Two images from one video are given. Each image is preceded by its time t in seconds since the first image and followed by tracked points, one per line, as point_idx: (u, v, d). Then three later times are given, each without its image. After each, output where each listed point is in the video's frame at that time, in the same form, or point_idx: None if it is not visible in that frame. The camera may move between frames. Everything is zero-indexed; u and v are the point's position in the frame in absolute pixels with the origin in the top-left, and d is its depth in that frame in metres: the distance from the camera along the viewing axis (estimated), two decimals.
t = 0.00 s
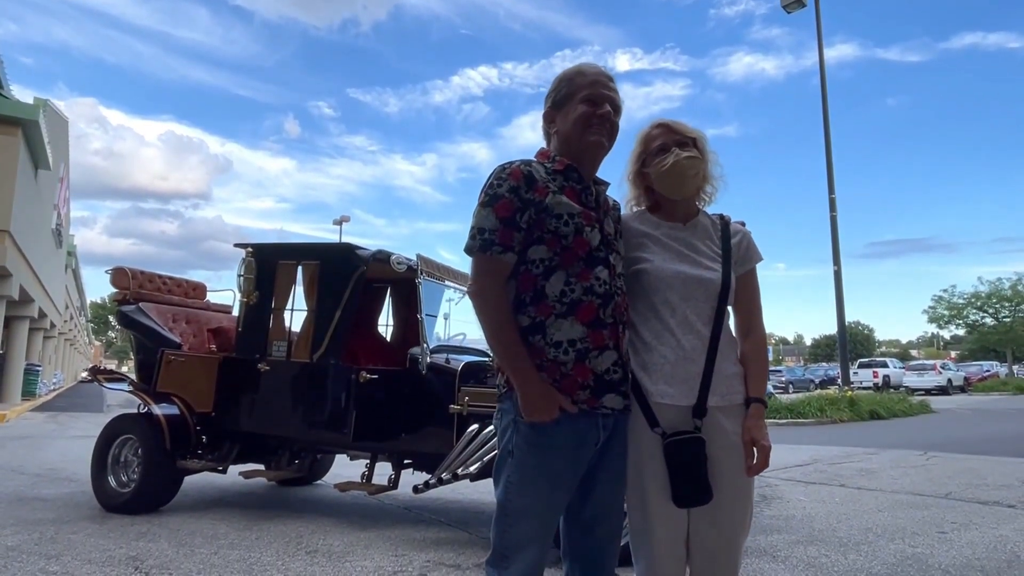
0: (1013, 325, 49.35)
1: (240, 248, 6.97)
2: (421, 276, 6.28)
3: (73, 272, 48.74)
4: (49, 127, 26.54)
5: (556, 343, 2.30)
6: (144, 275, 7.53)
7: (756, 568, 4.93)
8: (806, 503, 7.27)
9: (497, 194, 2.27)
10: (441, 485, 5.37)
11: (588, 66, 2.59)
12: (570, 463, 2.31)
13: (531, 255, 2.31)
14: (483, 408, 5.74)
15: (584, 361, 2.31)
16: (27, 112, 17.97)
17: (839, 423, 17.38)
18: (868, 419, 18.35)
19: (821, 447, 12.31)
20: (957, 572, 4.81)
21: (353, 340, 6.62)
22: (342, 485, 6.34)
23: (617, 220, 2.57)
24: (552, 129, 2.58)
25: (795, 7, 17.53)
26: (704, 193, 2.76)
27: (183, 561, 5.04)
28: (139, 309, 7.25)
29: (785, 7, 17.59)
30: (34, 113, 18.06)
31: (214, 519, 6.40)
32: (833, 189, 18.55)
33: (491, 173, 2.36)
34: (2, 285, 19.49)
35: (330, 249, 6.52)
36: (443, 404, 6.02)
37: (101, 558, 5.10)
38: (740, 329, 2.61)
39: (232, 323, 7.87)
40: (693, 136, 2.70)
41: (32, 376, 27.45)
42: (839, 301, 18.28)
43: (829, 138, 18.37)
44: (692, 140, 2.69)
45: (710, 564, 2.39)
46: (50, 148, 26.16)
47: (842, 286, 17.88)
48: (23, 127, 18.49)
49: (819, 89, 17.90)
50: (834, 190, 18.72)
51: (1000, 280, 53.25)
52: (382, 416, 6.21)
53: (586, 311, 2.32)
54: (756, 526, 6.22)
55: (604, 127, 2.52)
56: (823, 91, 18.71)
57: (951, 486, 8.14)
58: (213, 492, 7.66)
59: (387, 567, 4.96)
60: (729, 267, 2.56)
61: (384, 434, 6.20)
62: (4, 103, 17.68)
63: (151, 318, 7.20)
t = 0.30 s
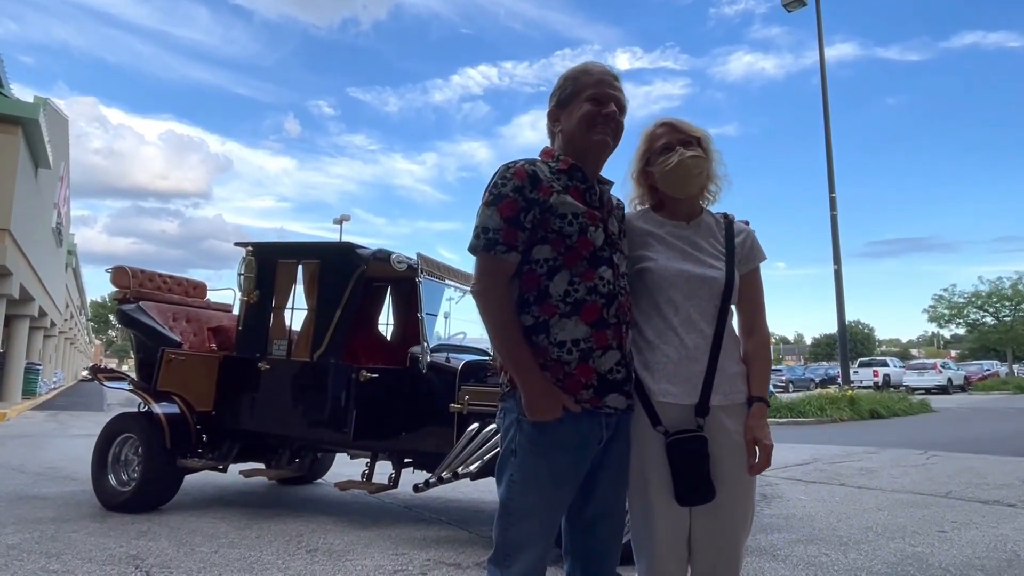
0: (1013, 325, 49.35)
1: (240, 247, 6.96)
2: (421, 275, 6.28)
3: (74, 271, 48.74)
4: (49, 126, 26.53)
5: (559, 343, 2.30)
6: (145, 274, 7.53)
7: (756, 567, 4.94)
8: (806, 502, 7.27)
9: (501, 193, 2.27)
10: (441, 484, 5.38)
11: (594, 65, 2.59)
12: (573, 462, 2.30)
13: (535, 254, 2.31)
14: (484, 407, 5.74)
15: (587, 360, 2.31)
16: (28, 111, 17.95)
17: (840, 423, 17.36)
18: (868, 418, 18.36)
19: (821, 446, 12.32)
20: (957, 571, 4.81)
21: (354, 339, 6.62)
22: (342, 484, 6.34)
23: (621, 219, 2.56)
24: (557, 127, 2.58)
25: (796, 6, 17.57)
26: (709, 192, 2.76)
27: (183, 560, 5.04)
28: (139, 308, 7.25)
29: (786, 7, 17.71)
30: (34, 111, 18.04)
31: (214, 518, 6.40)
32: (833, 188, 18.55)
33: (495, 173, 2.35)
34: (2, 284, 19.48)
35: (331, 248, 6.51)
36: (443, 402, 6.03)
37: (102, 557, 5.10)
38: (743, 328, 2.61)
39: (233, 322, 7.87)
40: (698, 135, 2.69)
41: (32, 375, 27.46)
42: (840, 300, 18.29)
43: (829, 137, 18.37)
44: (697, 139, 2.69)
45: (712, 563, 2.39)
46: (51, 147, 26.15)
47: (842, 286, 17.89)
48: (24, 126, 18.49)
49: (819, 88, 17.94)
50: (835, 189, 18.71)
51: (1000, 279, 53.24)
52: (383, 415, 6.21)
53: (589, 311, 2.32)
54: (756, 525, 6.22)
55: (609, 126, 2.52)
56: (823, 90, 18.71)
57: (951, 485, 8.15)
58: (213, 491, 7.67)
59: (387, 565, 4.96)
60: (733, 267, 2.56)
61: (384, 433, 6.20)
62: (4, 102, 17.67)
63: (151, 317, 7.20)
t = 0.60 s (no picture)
0: (1014, 324, 49.35)
1: (240, 246, 6.96)
2: (421, 274, 6.29)
3: (74, 270, 48.74)
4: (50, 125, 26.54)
5: (562, 342, 2.30)
6: (145, 273, 7.53)
7: (756, 566, 4.94)
8: (806, 501, 7.28)
9: (504, 193, 2.27)
10: (441, 483, 5.39)
11: (599, 64, 2.59)
12: (575, 461, 2.31)
13: (538, 254, 2.31)
14: (483, 406, 5.74)
15: (590, 360, 2.31)
16: (29, 110, 17.96)
17: (840, 422, 17.35)
18: (868, 417, 18.37)
19: (821, 445, 12.32)
20: (957, 570, 4.81)
21: (354, 338, 6.62)
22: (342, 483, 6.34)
23: (624, 219, 2.56)
24: (561, 126, 2.57)
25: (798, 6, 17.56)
26: (711, 192, 2.76)
27: (183, 559, 5.04)
28: (140, 307, 7.25)
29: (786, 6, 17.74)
30: (35, 109, 18.05)
31: (215, 517, 6.40)
32: (833, 187, 18.56)
33: (499, 172, 2.35)
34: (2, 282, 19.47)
35: (331, 247, 6.52)
36: (443, 401, 6.03)
37: (102, 556, 5.10)
38: (745, 328, 2.61)
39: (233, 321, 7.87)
40: (701, 135, 2.69)
41: (33, 373, 27.45)
42: (840, 299, 18.30)
43: (829, 137, 18.39)
44: (701, 139, 2.68)
45: (711, 562, 2.39)
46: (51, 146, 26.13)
47: (842, 285, 17.90)
48: (24, 125, 18.48)
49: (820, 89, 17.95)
50: (835, 189, 18.70)
51: (1000, 278, 53.22)
52: (383, 414, 6.22)
53: (592, 311, 2.32)
54: (756, 524, 6.22)
55: (613, 126, 2.52)
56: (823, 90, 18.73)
57: (951, 484, 8.15)
58: (213, 489, 7.67)
59: (388, 564, 4.97)
60: (735, 266, 2.56)
61: (384, 432, 6.21)
62: (5, 101, 17.67)
63: (151, 315, 7.20)
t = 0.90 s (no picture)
0: (1014, 324, 49.33)
1: (241, 245, 6.97)
2: (422, 273, 6.29)
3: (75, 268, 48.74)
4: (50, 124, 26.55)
5: (562, 341, 2.30)
6: (145, 272, 7.53)
7: (756, 565, 4.94)
8: (806, 500, 7.27)
9: (505, 192, 2.27)
10: (441, 482, 5.40)
11: (600, 64, 2.58)
12: (576, 460, 2.31)
13: (539, 253, 2.31)
14: (484, 405, 5.74)
15: (590, 359, 2.31)
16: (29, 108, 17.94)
17: (840, 421, 17.34)
18: (868, 416, 18.36)
19: (822, 444, 12.32)
20: (957, 569, 4.81)
21: (355, 337, 6.62)
22: (342, 482, 6.33)
23: (624, 218, 2.56)
24: (562, 126, 2.57)
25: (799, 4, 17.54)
26: (711, 192, 2.76)
27: (184, 557, 5.04)
28: (140, 306, 7.25)
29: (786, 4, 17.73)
30: (35, 108, 18.05)
31: (216, 516, 6.40)
32: (834, 186, 18.56)
33: (500, 171, 2.35)
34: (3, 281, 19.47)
35: (331, 246, 6.51)
36: (443, 401, 6.03)
37: (102, 554, 5.11)
38: (745, 328, 2.61)
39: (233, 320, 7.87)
40: (702, 135, 2.69)
41: (33, 372, 27.47)
42: (840, 298, 18.30)
43: (829, 136, 18.39)
44: (701, 139, 2.68)
45: (712, 561, 2.39)
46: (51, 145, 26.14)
47: (842, 284, 17.90)
48: (24, 123, 18.44)
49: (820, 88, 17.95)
50: (835, 188, 18.69)
51: (1001, 278, 53.19)
52: (383, 413, 6.22)
53: (593, 310, 2.32)
54: (756, 523, 6.22)
55: (613, 126, 2.51)
56: (824, 89, 18.74)
57: (951, 483, 8.15)
58: (213, 488, 7.68)
59: (388, 563, 4.97)
60: (735, 266, 2.56)
61: (385, 431, 6.21)
62: (5, 100, 17.65)
63: (152, 314, 7.20)
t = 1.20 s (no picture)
0: (1015, 323, 49.31)
1: (241, 244, 6.97)
2: (422, 272, 6.29)
3: (76, 267, 48.78)
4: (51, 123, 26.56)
5: (562, 341, 2.30)
6: (146, 271, 7.54)
7: (756, 564, 4.94)
8: (806, 499, 7.28)
9: (505, 192, 2.27)
10: (441, 481, 5.41)
11: (600, 64, 2.58)
12: (576, 459, 2.31)
13: (538, 253, 2.31)
14: (484, 404, 5.75)
15: (590, 358, 2.31)
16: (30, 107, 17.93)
17: (841, 420, 17.34)
18: (868, 415, 18.37)
19: (822, 443, 12.33)
20: (957, 568, 4.82)
21: (355, 337, 6.63)
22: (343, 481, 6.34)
23: (624, 217, 2.57)
24: (562, 126, 2.58)
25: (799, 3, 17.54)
26: (711, 191, 2.76)
27: (185, 556, 5.06)
28: (141, 305, 7.26)
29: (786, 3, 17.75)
30: (36, 107, 18.06)
31: (217, 514, 6.42)
32: (835, 186, 18.56)
33: (500, 171, 2.36)
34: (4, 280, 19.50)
35: (331, 246, 6.52)
36: (444, 400, 6.04)
37: (104, 553, 5.12)
38: (745, 327, 2.61)
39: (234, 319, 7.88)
40: (702, 135, 2.69)
41: (34, 371, 27.50)
42: (840, 297, 18.30)
43: (829, 135, 18.39)
44: (701, 138, 2.68)
45: (713, 560, 2.40)
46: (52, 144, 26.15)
47: (842, 283, 17.90)
48: (24, 122, 18.43)
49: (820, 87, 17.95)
50: (835, 187, 18.69)
51: (1002, 277, 53.16)
52: (383, 412, 6.23)
53: (593, 310, 2.32)
54: (756, 522, 6.23)
55: (613, 126, 2.52)
56: (824, 89, 18.75)
57: (951, 482, 8.15)
58: (214, 487, 7.69)
59: (389, 562, 4.98)
60: (735, 265, 2.56)
61: (386, 430, 6.23)
62: (5, 99, 17.66)
63: (152, 313, 7.21)
